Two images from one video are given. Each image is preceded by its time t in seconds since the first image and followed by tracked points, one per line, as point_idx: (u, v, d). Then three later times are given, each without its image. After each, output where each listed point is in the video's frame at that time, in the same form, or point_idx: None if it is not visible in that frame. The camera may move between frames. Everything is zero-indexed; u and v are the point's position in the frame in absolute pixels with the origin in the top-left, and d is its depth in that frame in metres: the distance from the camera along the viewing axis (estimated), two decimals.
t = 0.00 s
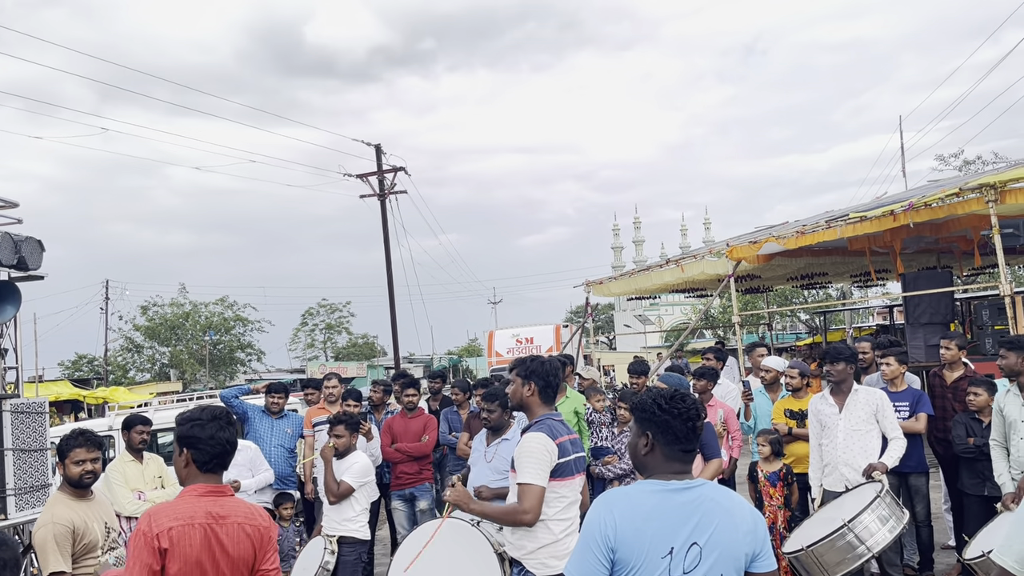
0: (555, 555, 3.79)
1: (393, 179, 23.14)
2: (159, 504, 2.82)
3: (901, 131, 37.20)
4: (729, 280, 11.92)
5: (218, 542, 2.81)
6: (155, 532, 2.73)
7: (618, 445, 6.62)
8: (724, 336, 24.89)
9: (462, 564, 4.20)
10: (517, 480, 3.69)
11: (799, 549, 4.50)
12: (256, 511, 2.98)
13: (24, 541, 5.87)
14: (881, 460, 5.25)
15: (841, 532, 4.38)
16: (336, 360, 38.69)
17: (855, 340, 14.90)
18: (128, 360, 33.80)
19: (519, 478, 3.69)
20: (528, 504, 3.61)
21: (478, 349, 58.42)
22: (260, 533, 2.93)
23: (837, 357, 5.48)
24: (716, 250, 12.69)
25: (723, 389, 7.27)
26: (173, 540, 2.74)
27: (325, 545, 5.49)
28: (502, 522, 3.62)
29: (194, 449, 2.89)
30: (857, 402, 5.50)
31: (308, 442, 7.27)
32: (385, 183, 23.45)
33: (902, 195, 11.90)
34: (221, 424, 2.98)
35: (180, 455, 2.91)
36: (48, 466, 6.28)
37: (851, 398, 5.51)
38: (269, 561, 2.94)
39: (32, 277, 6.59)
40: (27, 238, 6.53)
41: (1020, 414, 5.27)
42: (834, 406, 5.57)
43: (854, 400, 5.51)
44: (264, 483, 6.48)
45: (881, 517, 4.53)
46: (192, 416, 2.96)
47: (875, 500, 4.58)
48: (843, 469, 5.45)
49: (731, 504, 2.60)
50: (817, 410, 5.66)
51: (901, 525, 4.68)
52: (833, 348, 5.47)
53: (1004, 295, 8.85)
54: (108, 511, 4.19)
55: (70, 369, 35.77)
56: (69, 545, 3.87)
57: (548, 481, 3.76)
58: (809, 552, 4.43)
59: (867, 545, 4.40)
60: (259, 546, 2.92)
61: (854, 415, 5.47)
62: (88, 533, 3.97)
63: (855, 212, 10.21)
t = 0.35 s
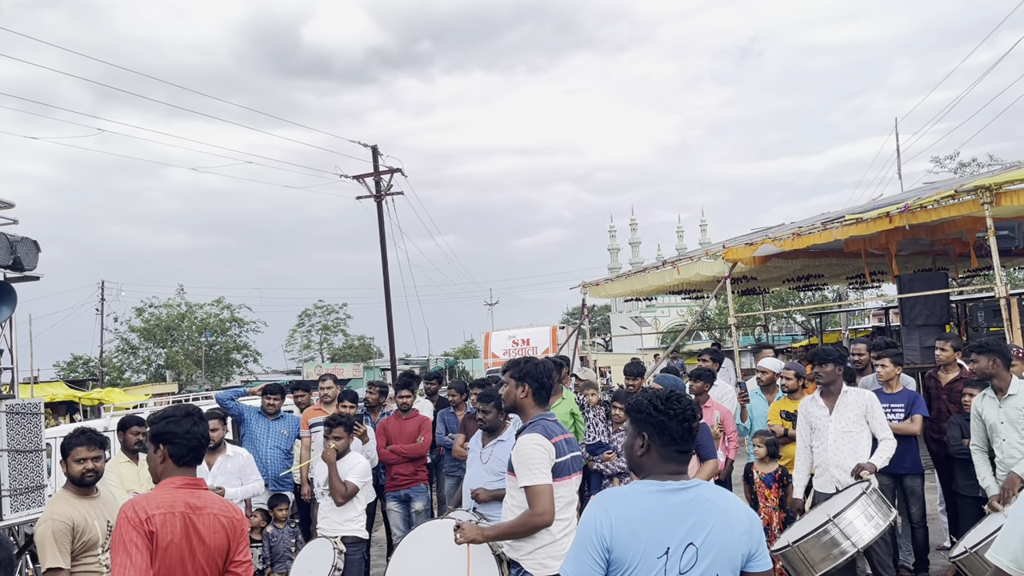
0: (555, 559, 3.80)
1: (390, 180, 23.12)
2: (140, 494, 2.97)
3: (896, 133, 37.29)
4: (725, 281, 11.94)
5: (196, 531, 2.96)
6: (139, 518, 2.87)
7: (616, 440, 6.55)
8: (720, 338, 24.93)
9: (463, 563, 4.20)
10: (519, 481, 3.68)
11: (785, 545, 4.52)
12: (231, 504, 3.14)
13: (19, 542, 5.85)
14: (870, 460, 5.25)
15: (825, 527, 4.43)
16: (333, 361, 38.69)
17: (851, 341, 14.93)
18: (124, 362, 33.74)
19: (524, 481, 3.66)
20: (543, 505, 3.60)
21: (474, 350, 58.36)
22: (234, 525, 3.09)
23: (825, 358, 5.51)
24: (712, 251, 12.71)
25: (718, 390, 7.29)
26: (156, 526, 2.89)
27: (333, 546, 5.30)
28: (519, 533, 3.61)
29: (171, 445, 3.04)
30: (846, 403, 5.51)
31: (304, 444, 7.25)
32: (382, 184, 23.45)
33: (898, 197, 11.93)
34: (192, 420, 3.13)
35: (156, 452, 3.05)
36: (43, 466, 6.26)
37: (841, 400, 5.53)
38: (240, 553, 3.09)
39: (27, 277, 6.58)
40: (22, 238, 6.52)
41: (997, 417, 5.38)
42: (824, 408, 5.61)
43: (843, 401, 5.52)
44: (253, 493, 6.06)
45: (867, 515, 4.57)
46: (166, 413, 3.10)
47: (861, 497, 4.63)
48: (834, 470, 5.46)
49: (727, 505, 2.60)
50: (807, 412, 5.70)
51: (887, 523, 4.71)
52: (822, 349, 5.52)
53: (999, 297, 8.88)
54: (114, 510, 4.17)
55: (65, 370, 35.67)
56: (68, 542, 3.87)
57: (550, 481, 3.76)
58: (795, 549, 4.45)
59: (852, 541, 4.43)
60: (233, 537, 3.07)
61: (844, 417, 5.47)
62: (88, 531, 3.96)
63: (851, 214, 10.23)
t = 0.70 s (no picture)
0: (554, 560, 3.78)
1: (388, 181, 23.11)
2: (110, 498, 3.05)
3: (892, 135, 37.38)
4: (721, 283, 11.95)
5: (167, 531, 3.06)
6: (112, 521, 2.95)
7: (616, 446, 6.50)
8: (718, 340, 24.96)
9: (464, 566, 4.18)
10: (518, 483, 3.68)
11: (777, 544, 4.52)
12: (198, 505, 3.26)
13: (15, 543, 5.83)
14: (863, 461, 5.27)
15: (816, 525, 4.44)
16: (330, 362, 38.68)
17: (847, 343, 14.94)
18: (120, 363, 33.68)
19: (520, 482, 3.68)
20: (533, 507, 3.60)
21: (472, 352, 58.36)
22: (203, 524, 3.20)
23: (819, 361, 5.49)
24: (709, 253, 12.72)
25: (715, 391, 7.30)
26: (128, 528, 2.98)
27: (339, 549, 5.27)
28: (510, 530, 3.65)
29: (140, 448, 3.20)
30: (839, 405, 5.53)
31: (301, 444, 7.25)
32: (379, 185, 23.42)
33: (895, 199, 11.93)
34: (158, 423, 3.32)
35: (126, 456, 3.22)
36: (39, 468, 6.24)
37: (834, 402, 5.54)
38: (208, 552, 3.22)
39: (24, 278, 6.56)
40: (19, 238, 6.50)
41: (985, 423, 5.39)
42: (818, 410, 5.60)
43: (837, 403, 5.54)
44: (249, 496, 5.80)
45: (860, 514, 4.59)
46: (133, 419, 3.27)
47: (853, 493, 4.68)
48: (827, 472, 5.46)
49: (723, 507, 2.60)
50: (800, 414, 5.69)
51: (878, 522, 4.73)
52: (816, 352, 5.50)
53: (995, 299, 8.89)
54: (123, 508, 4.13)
55: (62, 371, 35.60)
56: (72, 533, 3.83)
57: (548, 483, 3.76)
58: (786, 547, 4.46)
59: (843, 538, 4.44)
60: (202, 536, 3.19)
61: (838, 419, 5.49)
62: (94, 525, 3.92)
63: (848, 216, 10.23)
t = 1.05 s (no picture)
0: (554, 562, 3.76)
1: (385, 183, 23.11)
2: (41, 514, 3.04)
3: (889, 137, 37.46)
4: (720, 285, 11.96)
5: (101, 544, 3.08)
6: (45, 539, 2.96)
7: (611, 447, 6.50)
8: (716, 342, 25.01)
9: (464, 567, 4.18)
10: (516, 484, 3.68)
11: (779, 548, 4.53)
12: (134, 514, 3.27)
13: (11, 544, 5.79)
14: (860, 463, 5.27)
15: (817, 530, 4.43)
16: (328, 363, 38.68)
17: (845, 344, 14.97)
18: (118, 364, 33.63)
19: (518, 483, 3.68)
20: (525, 508, 3.59)
21: (469, 353, 58.32)
22: (137, 532, 3.22)
23: (813, 363, 5.54)
24: (708, 255, 12.73)
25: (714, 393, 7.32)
26: (62, 545, 2.98)
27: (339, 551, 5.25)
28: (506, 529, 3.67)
29: (71, 462, 3.16)
30: (835, 407, 5.54)
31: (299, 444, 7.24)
32: (377, 186, 23.43)
33: (894, 200, 11.95)
34: (88, 435, 3.25)
35: (56, 470, 3.17)
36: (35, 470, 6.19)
37: (830, 404, 5.55)
38: (144, 560, 3.23)
39: (22, 278, 6.55)
40: (17, 239, 6.49)
41: (982, 420, 5.40)
42: (814, 412, 5.59)
43: (832, 405, 5.55)
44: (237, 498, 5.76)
45: (859, 518, 4.59)
46: (64, 432, 3.22)
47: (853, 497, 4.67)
48: (823, 474, 5.46)
49: (720, 508, 2.60)
50: (796, 416, 5.68)
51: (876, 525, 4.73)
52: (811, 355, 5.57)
53: (993, 301, 8.90)
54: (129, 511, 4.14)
55: (59, 372, 35.56)
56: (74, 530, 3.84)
57: (547, 484, 3.76)
58: (787, 552, 4.46)
59: (844, 543, 4.44)
60: (138, 545, 3.22)
61: (834, 421, 5.50)
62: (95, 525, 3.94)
63: (846, 218, 10.24)
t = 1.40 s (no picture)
0: (554, 564, 3.76)
1: (384, 185, 23.11)
2: None
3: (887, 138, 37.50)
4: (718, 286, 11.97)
5: (31, 544, 3.16)
6: None
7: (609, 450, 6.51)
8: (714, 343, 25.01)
9: (463, 567, 4.18)
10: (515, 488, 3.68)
11: (770, 545, 4.49)
12: (67, 513, 3.35)
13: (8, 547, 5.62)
14: (858, 465, 5.27)
15: (810, 528, 4.45)
16: (326, 365, 38.69)
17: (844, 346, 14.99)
18: (116, 365, 33.59)
19: (515, 487, 3.69)
20: (520, 514, 3.63)
21: (468, 354, 58.31)
22: (71, 531, 3.30)
23: (813, 365, 5.53)
24: (707, 256, 12.73)
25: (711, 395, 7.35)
26: None
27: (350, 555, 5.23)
28: (502, 530, 3.71)
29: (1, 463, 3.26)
30: (834, 409, 5.54)
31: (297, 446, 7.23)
32: (376, 188, 23.44)
33: (892, 203, 11.97)
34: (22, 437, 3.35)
35: None
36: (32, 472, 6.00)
37: (829, 406, 5.55)
38: (79, 558, 3.31)
39: (20, 280, 6.54)
40: (16, 240, 6.47)
41: (992, 421, 5.36)
42: (813, 414, 5.59)
43: (831, 407, 5.55)
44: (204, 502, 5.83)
45: (854, 517, 4.61)
46: None
47: (847, 497, 4.70)
48: (822, 476, 5.46)
49: (721, 511, 2.59)
50: (795, 418, 5.68)
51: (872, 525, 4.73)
52: (811, 357, 5.55)
53: (990, 303, 8.90)
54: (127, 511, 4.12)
55: (57, 374, 35.55)
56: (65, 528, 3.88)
57: (547, 487, 3.76)
58: (778, 549, 4.43)
59: (836, 540, 4.46)
60: (71, 543, 3.29)
61: (833, 423, 5.50)
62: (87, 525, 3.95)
63: (844, 220, 10.25)
